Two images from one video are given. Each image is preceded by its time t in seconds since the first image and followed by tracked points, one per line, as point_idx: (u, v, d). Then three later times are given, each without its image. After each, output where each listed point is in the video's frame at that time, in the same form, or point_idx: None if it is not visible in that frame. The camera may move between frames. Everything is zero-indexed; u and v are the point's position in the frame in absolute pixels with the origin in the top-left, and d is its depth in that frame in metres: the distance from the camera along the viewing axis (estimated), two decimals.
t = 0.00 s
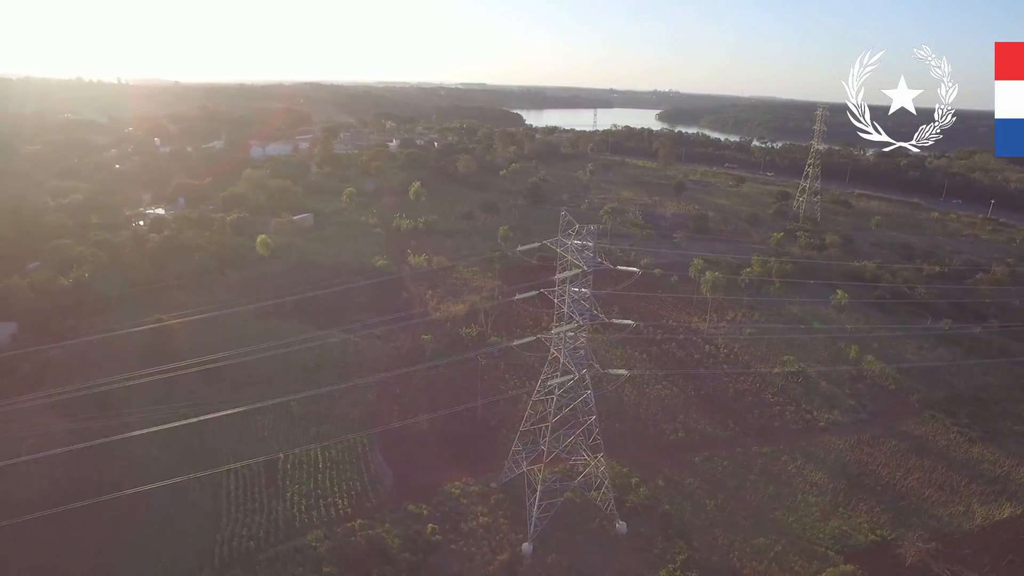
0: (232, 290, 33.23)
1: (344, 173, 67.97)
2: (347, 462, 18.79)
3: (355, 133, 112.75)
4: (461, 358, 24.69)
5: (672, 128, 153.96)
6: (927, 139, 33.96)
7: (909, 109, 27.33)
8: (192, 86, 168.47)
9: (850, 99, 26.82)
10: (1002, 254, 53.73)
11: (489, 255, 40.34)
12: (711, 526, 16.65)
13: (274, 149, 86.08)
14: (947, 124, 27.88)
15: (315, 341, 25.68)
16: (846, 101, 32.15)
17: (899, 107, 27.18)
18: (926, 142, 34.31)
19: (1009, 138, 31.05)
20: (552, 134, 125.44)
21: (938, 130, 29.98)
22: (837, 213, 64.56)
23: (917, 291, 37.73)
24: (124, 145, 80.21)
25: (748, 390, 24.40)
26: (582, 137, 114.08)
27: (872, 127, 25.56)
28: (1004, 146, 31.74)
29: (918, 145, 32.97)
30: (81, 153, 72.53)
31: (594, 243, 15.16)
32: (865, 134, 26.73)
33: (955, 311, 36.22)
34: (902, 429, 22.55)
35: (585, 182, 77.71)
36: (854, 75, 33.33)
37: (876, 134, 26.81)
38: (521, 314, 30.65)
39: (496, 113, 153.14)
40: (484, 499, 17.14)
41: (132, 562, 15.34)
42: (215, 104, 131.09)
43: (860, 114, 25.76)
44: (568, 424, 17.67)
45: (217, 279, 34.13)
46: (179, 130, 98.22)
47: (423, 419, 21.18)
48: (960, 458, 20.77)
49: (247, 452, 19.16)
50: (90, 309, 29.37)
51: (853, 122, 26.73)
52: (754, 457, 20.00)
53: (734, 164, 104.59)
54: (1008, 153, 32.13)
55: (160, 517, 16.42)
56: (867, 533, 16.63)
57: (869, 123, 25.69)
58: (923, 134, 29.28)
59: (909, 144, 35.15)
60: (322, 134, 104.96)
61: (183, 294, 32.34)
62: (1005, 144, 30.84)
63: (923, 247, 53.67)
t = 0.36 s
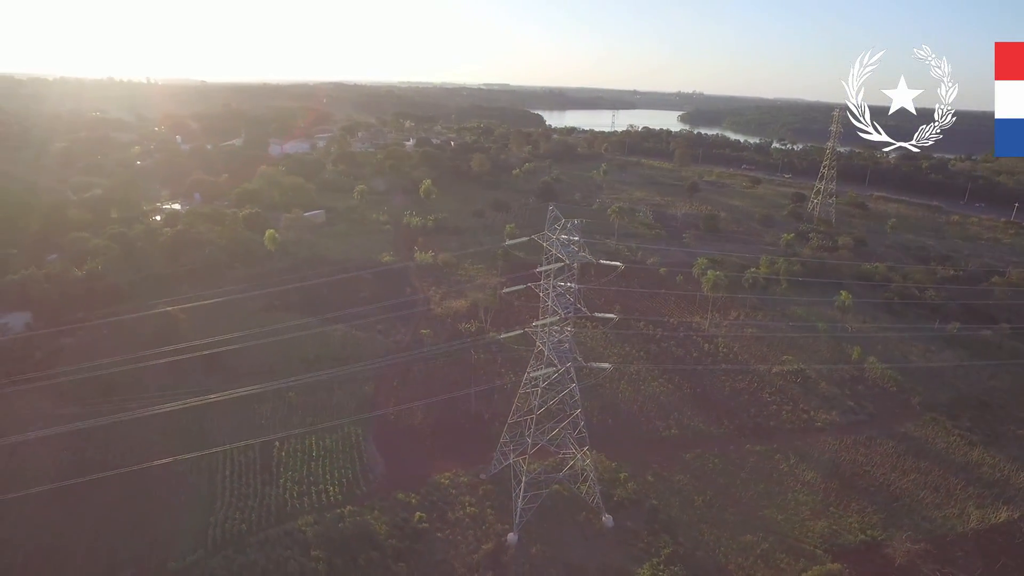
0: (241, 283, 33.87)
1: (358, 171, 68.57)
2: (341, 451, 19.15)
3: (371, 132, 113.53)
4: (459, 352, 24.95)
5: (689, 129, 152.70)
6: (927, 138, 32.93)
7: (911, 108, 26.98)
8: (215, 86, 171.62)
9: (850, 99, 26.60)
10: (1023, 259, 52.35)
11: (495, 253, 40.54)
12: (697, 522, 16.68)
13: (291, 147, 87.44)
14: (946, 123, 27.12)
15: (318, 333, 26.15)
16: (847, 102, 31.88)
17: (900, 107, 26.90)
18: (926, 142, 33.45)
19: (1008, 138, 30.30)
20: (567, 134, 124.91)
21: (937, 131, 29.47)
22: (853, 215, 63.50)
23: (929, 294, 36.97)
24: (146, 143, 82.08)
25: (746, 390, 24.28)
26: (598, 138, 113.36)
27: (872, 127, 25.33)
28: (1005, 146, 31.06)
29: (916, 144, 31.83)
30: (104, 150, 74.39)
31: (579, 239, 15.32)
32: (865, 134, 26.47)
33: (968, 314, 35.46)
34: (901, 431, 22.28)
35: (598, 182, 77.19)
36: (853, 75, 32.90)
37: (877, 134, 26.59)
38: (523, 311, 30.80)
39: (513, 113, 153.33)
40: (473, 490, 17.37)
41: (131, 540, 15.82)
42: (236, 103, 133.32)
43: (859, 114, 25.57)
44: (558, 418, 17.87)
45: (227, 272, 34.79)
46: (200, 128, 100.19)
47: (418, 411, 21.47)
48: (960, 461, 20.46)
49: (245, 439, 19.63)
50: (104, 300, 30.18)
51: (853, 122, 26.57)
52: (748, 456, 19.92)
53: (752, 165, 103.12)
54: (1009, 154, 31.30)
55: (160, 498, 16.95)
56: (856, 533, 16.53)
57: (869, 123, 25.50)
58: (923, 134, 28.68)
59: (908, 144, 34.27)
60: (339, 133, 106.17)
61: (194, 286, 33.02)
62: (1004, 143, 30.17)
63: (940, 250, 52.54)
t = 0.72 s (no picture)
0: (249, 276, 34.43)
1: (369, 169, 69.14)
2: (336, 440, 19.48)
3: (385, 131, 114.16)
4: (458, 346, 25.17)
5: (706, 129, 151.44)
6: (927, 138, 32.31)
7: (912, 108, 26.72)
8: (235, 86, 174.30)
9: (851, 99, 26.48)
10: None
11: (500, 251, 40.68)
12: (685, 516, 16.70)
13: (306, 146, 88.53)
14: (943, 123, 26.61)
15: (320, 326, 26.57)
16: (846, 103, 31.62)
17: (901, 107, 26.68)
18: (926, 142, 32.87)
19: (1008, 138, 29.75)
20: (581, 135, 124.49)
21: (937, 131, 29.05)
22: (868, 216, 62.48)
23: (941, 296, 36.26)
24: (166, 141, 83.75)
25: (745, 388, 24.16)
26: (612, 138, 112.87)
27: (870, 127, 25.14)
28: (1006, 146, 30.49)
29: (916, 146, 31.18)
30: (124, 147, 76.05)
31: (564, 230, 15.36)
32: (865, 134, 26.33)
33: (980, 317, 34.72)
34: (901, 432, 22.02)
35: (609, 182, 76.78)
36: (853, 75, 32.63)
37: (877, 134, 26.46)
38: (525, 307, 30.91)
39: (528, 113, 153.39)
40: (464, 480, 17.57)
41: (129, 521, 16.27)
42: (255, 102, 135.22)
43: (859, 114, 25.51)
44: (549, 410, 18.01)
45: (236, 266, 35.37)
46: (219, 127, 101.87)
47: (414, 402, 21.71)
48: (959, 463, 20.19)
49: (243, 426, 20.04)
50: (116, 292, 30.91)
51: (853, 122, 26.49)
52: (741, 453, 19.89)
53: (768, 166, 101.84)
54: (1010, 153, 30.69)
55: (159, 481, 17.40)
56: (845, 532, 16.44)
57: (869, 123, 25.43)
58: (922, 135, 28.24)
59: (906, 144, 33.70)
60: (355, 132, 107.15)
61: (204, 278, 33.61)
62: (1004, 143, 29.64)
63: (957, 253, 51.46)
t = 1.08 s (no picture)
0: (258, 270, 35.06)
1: (381, 167, 69.50)
2: (331, 429, 19.86)
3: (400, 130, 114.74)
4: (457, 339, 25.42)
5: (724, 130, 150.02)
6: (927, 138, 31.66)
7: (913, 107, 26.47)
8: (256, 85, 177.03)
9: (850, 98, 26.49)
10: None
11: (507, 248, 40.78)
12: (671, 510, 16.75)
13: (322, 144, 89.58)
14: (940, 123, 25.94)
15: (323, 320, 27.07)
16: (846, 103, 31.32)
17: (902, 106, 26.45)
18: (926, 142, 32.31)
19: (1009, 138, 29.16)
20: (596, 135, 123.83)
21: (936, 130, 28.55)
22: (884, 217, 61.40)
23: (953, 299, 35.51)
24: (186, 139, 85.41)
25: (743, 387, 24.05)
26: (627, 138, 112.18)
27: (868, 126, 25.12)
28: (1007, 146, 29.84)
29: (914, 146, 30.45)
30: (146, 144, 77.78)
31: (550, 224, 15.68)
32: (866, 134, 26.36)
33: (993, 320, 33.93)
34: (900, 433, 21.76)
35: (622, 181, 76.39)
36: (855, 74, 32.28)
37: (877, 134, 26.37)
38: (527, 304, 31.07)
39: (544, 113, 153.36)
40: (453, 470, 17.81)
41: (127, 502, 16.81)
42: (274, 101, 137.18)
43: (859, 113, 25.58)
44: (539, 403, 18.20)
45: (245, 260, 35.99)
46: (238, 125, 103.63)
47: (409, 393, 22.02)
48: (957, 465, 19.89)
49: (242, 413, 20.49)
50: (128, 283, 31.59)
51: (853, 122, 26.51)
52: (733, 450, 19.84)
53: (784, 168, 100.40)
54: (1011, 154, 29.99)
55: (157, 465, 17.94)
56: (831, 529, 16.38)
57: (870, 123, 25.53)
58: (922, 135, 27.67)
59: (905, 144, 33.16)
60: (370, 131, 108.13)
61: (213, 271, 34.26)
62: (1004, 143, 29.03)
63: (975, 255, 50.30)
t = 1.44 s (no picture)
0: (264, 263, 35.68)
1: (391, 164, 69.71)
2: (325, 418, 20.26)
3: (413, 129, 115.20)
4: (453, 333, 25.71)
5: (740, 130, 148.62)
6: (927, 139, 31.35)
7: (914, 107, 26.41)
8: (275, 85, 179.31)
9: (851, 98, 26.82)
10: None
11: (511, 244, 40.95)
12: (655, 503, 16.84)
13: (335, 143, 90.60)
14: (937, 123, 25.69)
15: (324, 313, 27.56)
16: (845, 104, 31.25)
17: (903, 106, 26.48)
18: (927, 142, 32.00)
19: (1009, 137, 28.79)
20: (610, 135, 123.15)
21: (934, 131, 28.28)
22: (898, 218, 60.45)
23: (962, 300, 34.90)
24: (203, 137, 86.90)
25: (738, 384, 23.99)
26: (640, 138, 111.52)
27: (872, 128, 25.79)
28: (1008, 146, 29.47)
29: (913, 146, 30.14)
30: (164, 142, 79.25)
31: (536, 217, 15.91)
32: (866, 134, 26.55)
33: (1002, 322, 33.27)
34: (895, 432, 21.56)
35: (632, 180, 76.12)
36: (857, 74, 32.12)
37: (877, 134, 26.41)
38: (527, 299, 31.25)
39: (558, 113, 153.24)
40: (441, 459, 18.09)
41: (124, 484, 17.30)
42: (291, 100, 138.76)
43: (859, 114, 25.96)
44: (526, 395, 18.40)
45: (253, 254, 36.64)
46: (254, 123, 105.12)
47: (403, 385, 22.39)
48: (951, 465, 19.67)
49: (239, 400, 20.99)
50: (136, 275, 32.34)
51: (854, 122, 26.80)
52: (724, 445, 19.78)
53: (801, 168, 98.88)
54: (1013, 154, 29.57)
55: (155, 450, 18.41)
56: (816, 525, 16.36)
57: (870, 122, 25.81)
58: (922, 134, 27.40)
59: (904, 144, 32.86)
60: (384, 130, 108.96)
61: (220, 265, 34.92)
62: (1004, 143, 28.69)
63: (990, 257, 49.30)
